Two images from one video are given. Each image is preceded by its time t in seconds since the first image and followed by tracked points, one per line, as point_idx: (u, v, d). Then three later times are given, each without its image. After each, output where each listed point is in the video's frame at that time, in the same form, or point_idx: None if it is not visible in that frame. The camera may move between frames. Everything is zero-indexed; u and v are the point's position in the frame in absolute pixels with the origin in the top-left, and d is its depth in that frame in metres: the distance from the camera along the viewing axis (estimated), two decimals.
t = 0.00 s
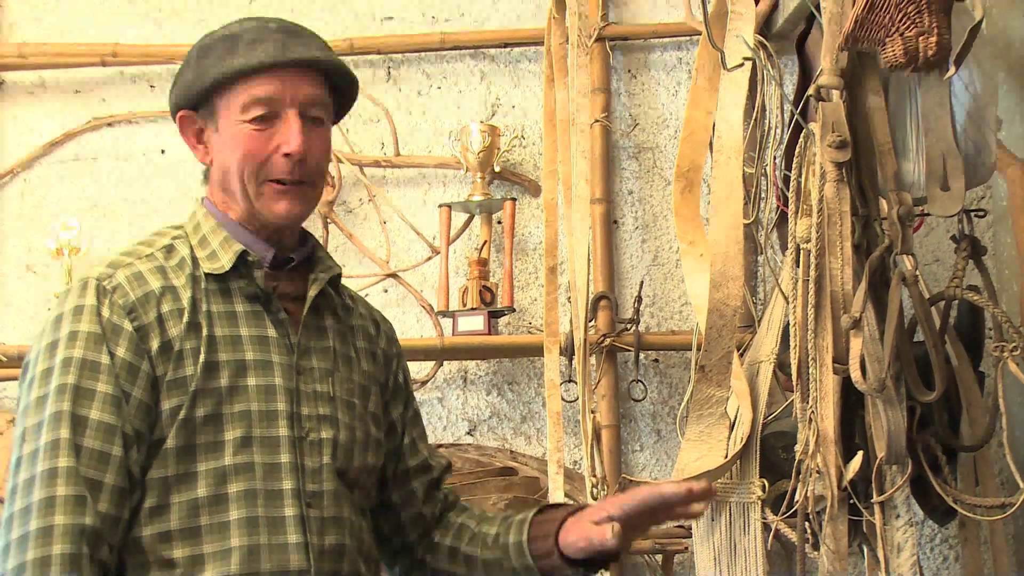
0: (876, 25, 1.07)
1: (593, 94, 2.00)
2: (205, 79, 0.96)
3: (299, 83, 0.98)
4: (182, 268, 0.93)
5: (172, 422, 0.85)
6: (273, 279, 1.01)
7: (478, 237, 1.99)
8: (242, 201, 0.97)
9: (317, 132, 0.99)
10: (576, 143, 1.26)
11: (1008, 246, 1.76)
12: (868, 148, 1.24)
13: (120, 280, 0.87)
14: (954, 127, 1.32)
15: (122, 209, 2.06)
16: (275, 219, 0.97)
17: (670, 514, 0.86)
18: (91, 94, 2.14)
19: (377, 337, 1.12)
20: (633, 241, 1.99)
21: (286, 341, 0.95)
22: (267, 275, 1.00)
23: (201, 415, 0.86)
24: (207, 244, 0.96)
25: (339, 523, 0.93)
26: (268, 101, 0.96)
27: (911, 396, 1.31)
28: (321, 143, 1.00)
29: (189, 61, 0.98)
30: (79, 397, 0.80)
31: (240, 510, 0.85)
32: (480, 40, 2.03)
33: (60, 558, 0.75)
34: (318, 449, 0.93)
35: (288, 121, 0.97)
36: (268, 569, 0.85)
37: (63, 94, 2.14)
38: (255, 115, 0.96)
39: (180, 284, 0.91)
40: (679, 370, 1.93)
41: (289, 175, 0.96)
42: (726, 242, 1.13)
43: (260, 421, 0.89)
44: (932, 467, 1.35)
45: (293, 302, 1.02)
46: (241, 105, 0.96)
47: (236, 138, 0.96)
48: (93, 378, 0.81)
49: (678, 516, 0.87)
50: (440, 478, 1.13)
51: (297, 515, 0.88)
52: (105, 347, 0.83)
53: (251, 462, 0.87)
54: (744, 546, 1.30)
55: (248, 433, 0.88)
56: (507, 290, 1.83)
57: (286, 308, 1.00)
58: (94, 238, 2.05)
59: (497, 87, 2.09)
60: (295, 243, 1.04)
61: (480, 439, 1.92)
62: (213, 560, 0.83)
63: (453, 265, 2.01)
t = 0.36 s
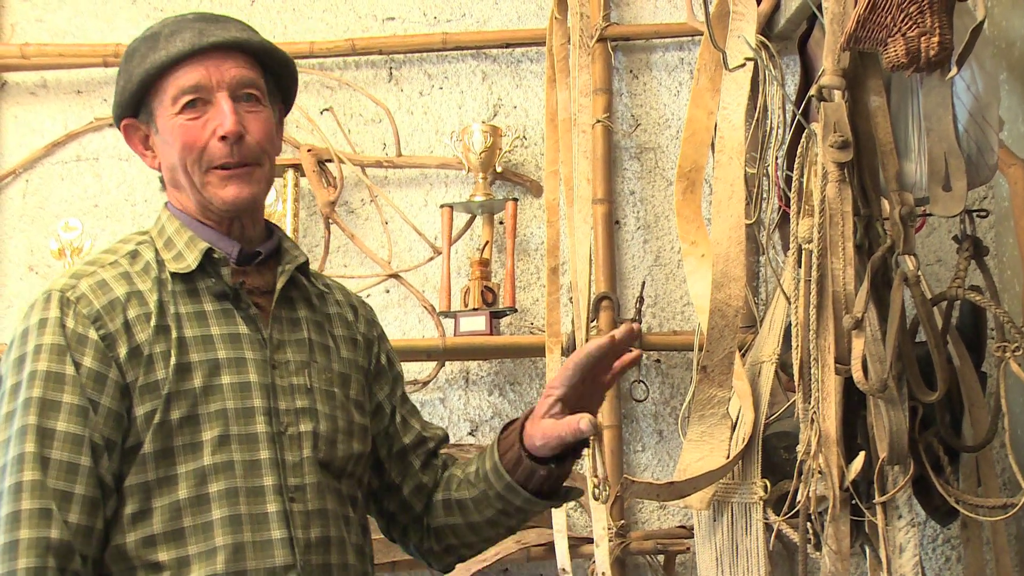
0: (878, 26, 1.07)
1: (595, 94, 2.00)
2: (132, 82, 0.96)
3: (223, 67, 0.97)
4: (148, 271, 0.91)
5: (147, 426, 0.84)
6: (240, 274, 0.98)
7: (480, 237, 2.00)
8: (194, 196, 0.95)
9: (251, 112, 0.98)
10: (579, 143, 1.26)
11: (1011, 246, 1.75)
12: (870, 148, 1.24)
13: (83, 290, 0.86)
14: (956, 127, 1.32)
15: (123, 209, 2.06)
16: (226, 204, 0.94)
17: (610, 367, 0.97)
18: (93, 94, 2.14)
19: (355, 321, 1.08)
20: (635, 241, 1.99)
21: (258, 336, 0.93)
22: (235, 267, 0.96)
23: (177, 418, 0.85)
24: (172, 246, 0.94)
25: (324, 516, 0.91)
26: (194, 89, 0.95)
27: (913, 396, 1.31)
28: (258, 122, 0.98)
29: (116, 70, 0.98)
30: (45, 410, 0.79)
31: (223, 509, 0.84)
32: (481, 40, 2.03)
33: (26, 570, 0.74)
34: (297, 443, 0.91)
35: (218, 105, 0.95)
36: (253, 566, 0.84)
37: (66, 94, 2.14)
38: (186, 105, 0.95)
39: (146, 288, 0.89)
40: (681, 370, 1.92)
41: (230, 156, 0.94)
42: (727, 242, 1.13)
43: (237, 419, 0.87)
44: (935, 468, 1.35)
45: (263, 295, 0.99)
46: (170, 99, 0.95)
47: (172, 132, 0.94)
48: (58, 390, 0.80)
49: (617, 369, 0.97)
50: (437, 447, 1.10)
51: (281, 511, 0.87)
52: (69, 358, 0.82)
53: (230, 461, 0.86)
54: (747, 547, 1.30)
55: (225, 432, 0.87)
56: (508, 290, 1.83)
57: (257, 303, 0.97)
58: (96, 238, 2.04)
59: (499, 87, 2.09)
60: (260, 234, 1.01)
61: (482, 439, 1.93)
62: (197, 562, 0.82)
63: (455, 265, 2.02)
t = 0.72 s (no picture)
0: (884, 27, 1.06)
1: (601, 96, 2.00)
2: (129, 80, 0.94)
3: (222, 69, 0.97)
4: (136, 277, 0.91)
5: (143, 436, 0.85)
6: (229, 279, 1.00)
7: (485, 239, 2.00)
8: (192, 198, 0.95)
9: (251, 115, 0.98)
10: (585, 146, 1.26)
11: (1018, 248, 1.75)
12: (878, 151, 1.24)
13: (71, 297, 0.86)
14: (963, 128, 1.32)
15: (130, 211, 2.08)
16: (229, 208, 0.95)
17: (581, 339, 1.02)
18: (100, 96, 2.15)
19: (336, 319, 1.09)
20: (641, 243, 1.99)
21: (249, 340, 0.94)
22: (222, 268, 0.98)
23: (172, 427, 0.86)
24: (158, 250, 0.94)
25: (318, 520, 0.93)
26: (196, 91, 0.95)
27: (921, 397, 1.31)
28: (257, 125, 0.99)
29: (105, 66, 0.96)
30: (31, 419, 0.79)
31: (221, 517, 0.85)
32: (487, 43, 2.03)
33: None
34: (291, 448, 0.92)
35: (221, 107, 0.96)
36: (254, 571, 0.85)
37: (73, 97, 2.15)
38: (188, 106, 0.94)
39: (135, 294, 0.90)
40: (687, 371, 1.92)
41: (234, 160, 0.95)
42: (734, 243, 1.13)
43: (231, 426, 0.89)
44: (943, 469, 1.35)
45: (252, 299, 1.00)
46: (171, 100, 0.94)
47: (174, 133, 0.94)
48: (46, 399, 0.80)
49: (587, 340, 1.03)
50: (417, 435, 1.12)
51: (279, 517, 0.88)
52: (58, 367, 0.82)
53: (226, 468, 0.87)
54: (754, 549, 1.30)
55: (220, 439, 0.88)
56: (515, 292, 1.83)
57: (246, 307, 0.99)
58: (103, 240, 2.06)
59: (505, 89, 2.09)
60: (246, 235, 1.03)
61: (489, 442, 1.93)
62: (197, 569, 0.84)
63: (461, 267, 2.02)
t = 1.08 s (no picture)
0: (893, 27, 1.07)
1: (609, 97, 2.00)
2: (166, 72, 0.94)
3: (253, 68, 1.00)
4: (141, 282, 0.92)
5: (150, 449, 0.86)
6: (233, 283, 1.02)
7: (494, 241, 2.00)
8: (221, 195, 0.97)
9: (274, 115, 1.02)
10: (592, 147, 1.25)
11: None
12: (887, 152, 1.23)
13: (79, 304, 0.86)
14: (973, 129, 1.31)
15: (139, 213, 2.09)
16: (260, 206, 0.98)
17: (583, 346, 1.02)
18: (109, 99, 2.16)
19: (331, 312, 1.10)
20: (649, 244, 1.99)
21: (253, 349, 0.95)
22: (229, 270, 1.00)
23: (179, 440, 0.88)
24: (164, 253, 0.95)
25: (318, 530, 0.95)
26: (233, 89, 0.97)
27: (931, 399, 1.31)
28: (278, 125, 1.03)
29: (131, 54, 0.95)
30: (35, 429, 0.79)
31: (227, 531, 0.87)
32: (496, 44, 2.03)
33: None
34: (295, 457, 0.94)
35: (253, 106, 0.98)
36: None
37: (83, 99, 2.16)
38: (225, 103, 0.96)
39: (141, 300, 0.90)
40: (696, 373, 1.92)
41: (267, 158, 0.98)
42: (743, 244, 1.13)
43: (236, 437, 0.90)
44: (953, 470, 1.34)
45: (255, 305, 1.02)
46: (207, 96, 0.96)
47: (210, 130, 0.95)
48: (51, 408, 0.80)
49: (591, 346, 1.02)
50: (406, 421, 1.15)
51: (283, 528, 0.90)
52: (62, 377, 0.82)
53: (231, 481, 0.89)
54: (764, 550, 1.30)
55: (226, 451, 0.89)
56: (524, 293, 1.83)
57: (250, 314, 1.01)
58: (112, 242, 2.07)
59: (513, 90, 2.09)
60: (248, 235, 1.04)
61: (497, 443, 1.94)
62: None
63: (469, 268, 2.02)
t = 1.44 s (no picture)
0: (899, 30, 1.07)
1: (614, 100, 2.00)
2: (175, 67, 0.95)
3: (263, 74, 1.00)
4: (139, 284, 0.92)
5: (154, 450, 0.87)
6: (231, 284, 1.02)
7: (499, 243, 2.00)
8: (219, 194, 0.97)
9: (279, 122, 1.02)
10: (598, 149, 1.25)
11: None
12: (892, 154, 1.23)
13: (76, 307, 0.86)
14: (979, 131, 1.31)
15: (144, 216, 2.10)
16: (256, 208, 0.98)
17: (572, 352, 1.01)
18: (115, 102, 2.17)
19: (328, 315, 1.10)
20: (655, 246, 1.99)
21: (253, 348, 0.96)
22: (224, 271, 1.00)
23: (182, 440, 0.88)
24: (160, 256, 0.95)
25: (326, 528, 0.95)
26: (242, 90, 0.97)
27: (936, 402, 1.31)
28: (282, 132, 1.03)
29: (143, 47, 0.95)
30: (37, 433, 0.79)
31: (233, 530, 0.87)
32: (501, 47, 2.04)
33: None
34: (299, 456, 0.94)
35: (259, 110, 0.99)
36: None
37: (89, 102, 2.17)
38: (231, 103, 0.96)
39: (140, 302, 0.90)
40: (701, 376, 1.92)
41: (268, 162, 0.98)
42: (748, 247, 1.13)
43: (240, 437, 0.91)
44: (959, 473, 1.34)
45: (253, 304, 1.02)
46: (215, 95, 0.96)
47: (214, 128, 0.96)
48: (52, 412, 0.80)
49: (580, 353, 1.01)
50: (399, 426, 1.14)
51: (290, 526, 0.90)
52: (62, 381, 0.82)
53: (236, 480, 0.89)
54: (768, 552, 1.30)
55: (230, 451, 0.90)
56: (529, 296, 1.84)
57: (249, 314, 1.01)
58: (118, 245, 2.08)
59: (518, 93, 2.10)
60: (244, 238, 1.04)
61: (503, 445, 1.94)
62: None
63: (475, 270, 2.03)
